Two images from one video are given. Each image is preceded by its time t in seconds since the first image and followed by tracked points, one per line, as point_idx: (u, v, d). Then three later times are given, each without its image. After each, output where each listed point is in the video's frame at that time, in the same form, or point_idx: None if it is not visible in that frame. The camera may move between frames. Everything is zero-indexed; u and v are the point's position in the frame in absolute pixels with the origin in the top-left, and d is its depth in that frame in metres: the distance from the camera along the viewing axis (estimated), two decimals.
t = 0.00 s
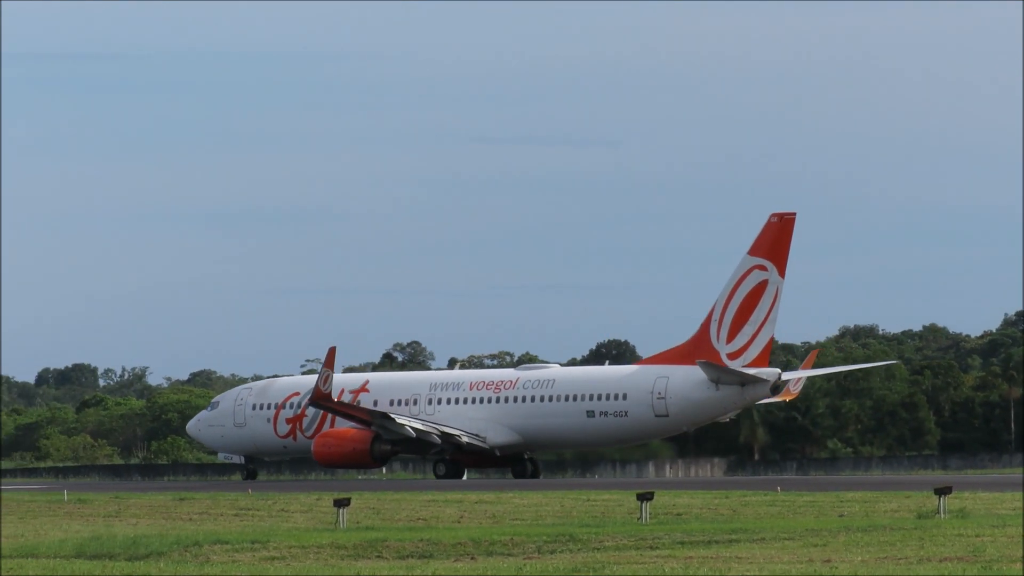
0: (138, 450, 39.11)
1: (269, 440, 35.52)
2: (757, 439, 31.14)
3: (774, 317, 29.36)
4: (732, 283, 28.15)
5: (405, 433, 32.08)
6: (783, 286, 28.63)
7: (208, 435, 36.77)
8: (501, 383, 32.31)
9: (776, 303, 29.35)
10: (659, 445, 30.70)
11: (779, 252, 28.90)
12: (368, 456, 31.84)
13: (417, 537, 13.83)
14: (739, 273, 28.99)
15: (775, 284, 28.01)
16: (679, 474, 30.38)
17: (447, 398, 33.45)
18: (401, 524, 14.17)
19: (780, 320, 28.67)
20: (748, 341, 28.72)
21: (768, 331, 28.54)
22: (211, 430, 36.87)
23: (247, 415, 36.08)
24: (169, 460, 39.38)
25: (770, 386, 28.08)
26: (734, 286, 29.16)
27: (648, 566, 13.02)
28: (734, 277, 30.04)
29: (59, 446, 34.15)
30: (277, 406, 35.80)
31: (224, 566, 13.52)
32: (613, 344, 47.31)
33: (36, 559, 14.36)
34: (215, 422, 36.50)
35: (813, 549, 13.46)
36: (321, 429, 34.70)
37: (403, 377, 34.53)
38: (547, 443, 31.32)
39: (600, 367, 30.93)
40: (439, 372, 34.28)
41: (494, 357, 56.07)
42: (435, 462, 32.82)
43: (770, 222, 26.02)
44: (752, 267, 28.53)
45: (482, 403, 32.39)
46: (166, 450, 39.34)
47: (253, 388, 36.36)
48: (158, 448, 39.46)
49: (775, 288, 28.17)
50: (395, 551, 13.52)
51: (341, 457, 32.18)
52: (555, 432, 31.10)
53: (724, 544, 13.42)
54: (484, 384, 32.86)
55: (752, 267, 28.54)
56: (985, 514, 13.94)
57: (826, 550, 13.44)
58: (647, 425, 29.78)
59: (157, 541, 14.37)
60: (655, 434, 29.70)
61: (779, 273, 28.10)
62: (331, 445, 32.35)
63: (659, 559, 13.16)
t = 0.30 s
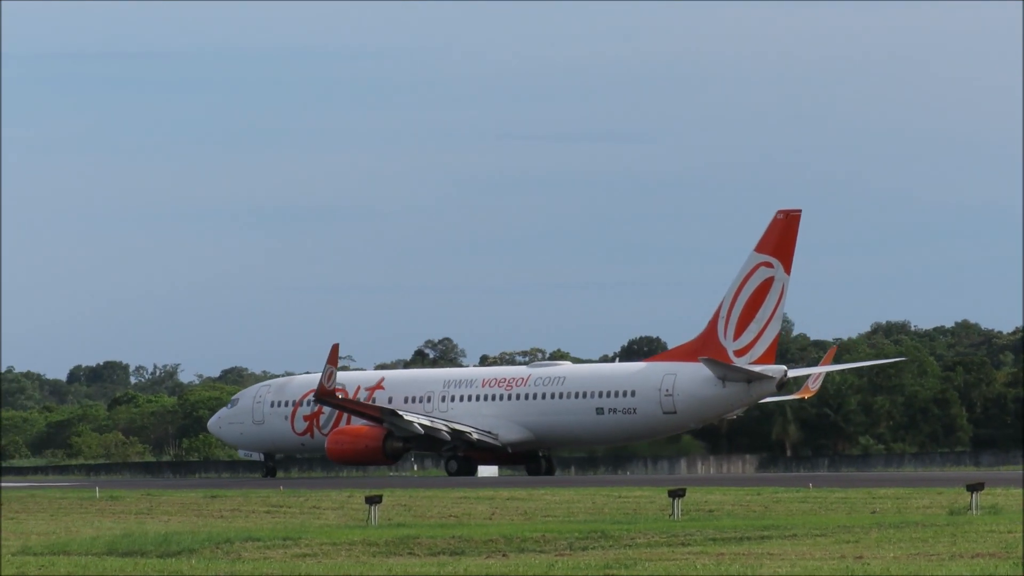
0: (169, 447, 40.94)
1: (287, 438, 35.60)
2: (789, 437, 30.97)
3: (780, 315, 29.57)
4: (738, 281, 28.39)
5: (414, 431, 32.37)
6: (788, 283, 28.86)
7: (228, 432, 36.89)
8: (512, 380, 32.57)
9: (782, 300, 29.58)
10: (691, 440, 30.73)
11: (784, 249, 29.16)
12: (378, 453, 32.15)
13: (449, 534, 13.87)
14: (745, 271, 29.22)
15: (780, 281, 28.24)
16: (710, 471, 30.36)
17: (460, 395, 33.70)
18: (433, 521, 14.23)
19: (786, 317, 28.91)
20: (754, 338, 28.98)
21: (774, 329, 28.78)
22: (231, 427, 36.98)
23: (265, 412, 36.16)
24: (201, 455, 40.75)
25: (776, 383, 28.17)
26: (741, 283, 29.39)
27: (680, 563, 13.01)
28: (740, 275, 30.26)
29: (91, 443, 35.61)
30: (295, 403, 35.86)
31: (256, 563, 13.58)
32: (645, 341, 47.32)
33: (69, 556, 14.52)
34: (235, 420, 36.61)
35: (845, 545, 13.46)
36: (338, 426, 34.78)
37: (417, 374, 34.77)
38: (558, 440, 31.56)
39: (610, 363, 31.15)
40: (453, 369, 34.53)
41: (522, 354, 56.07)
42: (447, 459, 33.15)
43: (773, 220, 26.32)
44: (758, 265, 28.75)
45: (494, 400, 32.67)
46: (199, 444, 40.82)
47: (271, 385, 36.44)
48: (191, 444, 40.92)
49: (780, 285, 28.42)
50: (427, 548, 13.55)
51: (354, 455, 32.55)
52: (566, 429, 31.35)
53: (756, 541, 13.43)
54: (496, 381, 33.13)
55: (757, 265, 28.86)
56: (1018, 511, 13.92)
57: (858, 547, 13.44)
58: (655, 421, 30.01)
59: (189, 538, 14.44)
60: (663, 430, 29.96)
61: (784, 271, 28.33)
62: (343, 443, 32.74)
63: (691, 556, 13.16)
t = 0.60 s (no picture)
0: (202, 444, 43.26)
1: (306, 434, 35.67)
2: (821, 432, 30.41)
3: (787, 312, 29.93)
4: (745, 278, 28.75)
5: (424, 427, 32.68)
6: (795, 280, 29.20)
7: (248, 429, 37.01)
8: (525, 376, 32.87)
9: (789, 297, 29.92)
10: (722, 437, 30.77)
11: (791, 247, 29.49)
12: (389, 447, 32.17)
13: (480, 530, 13.96)
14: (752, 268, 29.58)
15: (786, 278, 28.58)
16: (743, 467, 30.32)
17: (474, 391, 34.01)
18: (466, 517, 14.33)
19: (792, 313, 29.26)
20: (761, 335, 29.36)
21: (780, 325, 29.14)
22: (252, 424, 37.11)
23: (285, 409, 36.25)
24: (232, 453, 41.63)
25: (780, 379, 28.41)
26: (748, 280, 29.75)
27: (713, 558, 13.03)
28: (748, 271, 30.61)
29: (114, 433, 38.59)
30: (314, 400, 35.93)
31: (288, 560, 13.61)
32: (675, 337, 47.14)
33: (102, 552, 14.60)
34: (255, 416, 36.72)
35: (877, 541, 13.48)
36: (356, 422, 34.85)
37: (431, 370, 35.03)
38: (570, 436, 31.88)
39: (621, 359, 31.41)
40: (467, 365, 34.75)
41: (550, 350, 55.96)
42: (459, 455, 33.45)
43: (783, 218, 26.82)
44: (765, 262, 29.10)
45: (506, 396, 33.01)
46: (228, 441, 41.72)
47: (291, 382, 36.51)
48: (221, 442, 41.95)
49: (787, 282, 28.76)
50: (459, 544, 13.58)
51: (365, 450, 32.64)
52: (577, 425, 31.66)
53: (788, 537, 13.45)
54: (509, 377, 33.45)
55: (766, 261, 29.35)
56: None
57: (890, 543, 13.44)
58: (664, 418, 30.30)
59: (221, 535, 14.52)
60: (671, 426, 30.27)
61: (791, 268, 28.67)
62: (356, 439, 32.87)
63: (723, 552, 13.18)
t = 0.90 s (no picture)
0: (230, 440, 43.37)
1: (321, 431, 35.73)
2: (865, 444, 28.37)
3: (790, 307, 30.00)
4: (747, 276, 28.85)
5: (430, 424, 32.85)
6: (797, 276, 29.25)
7: (264, 425, 37.12)
8: (533, 373, 32.84)
9: (792, 293, 30.00)
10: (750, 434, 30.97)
11: (793, 243, 29.53)
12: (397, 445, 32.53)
13: (507, 527, 14.05)
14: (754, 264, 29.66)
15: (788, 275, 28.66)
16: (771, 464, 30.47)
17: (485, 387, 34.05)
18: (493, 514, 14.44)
19: (794, 310, 29.36)
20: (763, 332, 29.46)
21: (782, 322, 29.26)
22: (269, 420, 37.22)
23: (300, 405, 36.32)
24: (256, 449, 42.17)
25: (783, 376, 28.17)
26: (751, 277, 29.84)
27: (739, 555, 13.03)
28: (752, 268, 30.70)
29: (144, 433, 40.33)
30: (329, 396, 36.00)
31: (315, 556, 13.65)
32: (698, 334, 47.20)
33: (128, 548, 14.65)
34: (271, 413, 36.80)
35: (903, 538, 13.49)
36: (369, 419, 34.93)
37: (443, 366, 35.12)
38: (577, 433, 31.81)
39: (628, 355, 31.30)
40: (478, 363, 34.86)
41: (574, 347, 56.12)
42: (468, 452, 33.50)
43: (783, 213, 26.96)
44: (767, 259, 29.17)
45: (515, 393, 33.02)
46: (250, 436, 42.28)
47: (307, 378, 36.57)
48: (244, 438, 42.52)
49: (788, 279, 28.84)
50: (486, 540, 13.62)
51: (375, 447, 33.04)
52: (583, 422, 31.59)
53: (815, 534, 13.47)
54: (518, 373, 33.45)
55: (768, 258, 29.49)
56: None
57: (916, 540, 13.45)
58: (669, 414, 30.17)
59: (247, 531, 14.60)
60: (676, 423, 30.12)
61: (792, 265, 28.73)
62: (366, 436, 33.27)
63: (749, 549, 13.19)
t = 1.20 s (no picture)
0: (251, 436, 43.24)
1: (330, 427, 35.79)
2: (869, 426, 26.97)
3: (787, 304, 30.19)
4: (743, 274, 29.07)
5: (431, 421, 33.39)
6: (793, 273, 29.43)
7: (275, 421, 37.22)
8: (534, 369, 33.43)
9: (789, 290, 30.16)
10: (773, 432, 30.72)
11: (790, 239, 29.68)
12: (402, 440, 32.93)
13: (528, 523, 14.12)
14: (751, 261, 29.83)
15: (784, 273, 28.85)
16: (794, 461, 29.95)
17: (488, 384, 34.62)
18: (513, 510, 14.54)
19: (790, 307, 29.57)
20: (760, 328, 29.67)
21: (779, 319, 29.47)
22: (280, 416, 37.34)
23: (310, 401, 36.38)
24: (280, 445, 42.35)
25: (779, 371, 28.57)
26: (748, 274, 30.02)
27: (761, 552, 13.04)
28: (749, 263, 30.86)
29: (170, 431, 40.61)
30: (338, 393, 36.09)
31: (336, 552, 13.67)
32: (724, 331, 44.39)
33: (148, 544, 14.67)
34: (282, 409, 36.89)
35: (924, 535, 13.49)
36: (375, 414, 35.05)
37: (447, 362, 35.73)
38: (578, 429, 32.40)
39: (628, 352, 31.81)
40: (482, 359, 35.42)
41: (592, 343, 56.11)
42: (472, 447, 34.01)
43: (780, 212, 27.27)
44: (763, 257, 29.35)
45: (517, 389, 33.63)
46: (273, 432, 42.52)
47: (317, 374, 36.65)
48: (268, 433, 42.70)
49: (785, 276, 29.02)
50: (508, 537, 13.66)
51: (378, 443, 33.42)
52: (583, 418, 32.18)
53: (836, 530, 13.49)
54: (521, 370, 34.05)
55: (765, 255, 29.82)
56: None
57: (937, 536, 13.44)
58: (667, 411, 30.71)
59: (268, 527, 14.69)
60: (674, 420, 30.61)
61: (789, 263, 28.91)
62: (369, 432, 33.65)
63: (770, 545, 13.21)
